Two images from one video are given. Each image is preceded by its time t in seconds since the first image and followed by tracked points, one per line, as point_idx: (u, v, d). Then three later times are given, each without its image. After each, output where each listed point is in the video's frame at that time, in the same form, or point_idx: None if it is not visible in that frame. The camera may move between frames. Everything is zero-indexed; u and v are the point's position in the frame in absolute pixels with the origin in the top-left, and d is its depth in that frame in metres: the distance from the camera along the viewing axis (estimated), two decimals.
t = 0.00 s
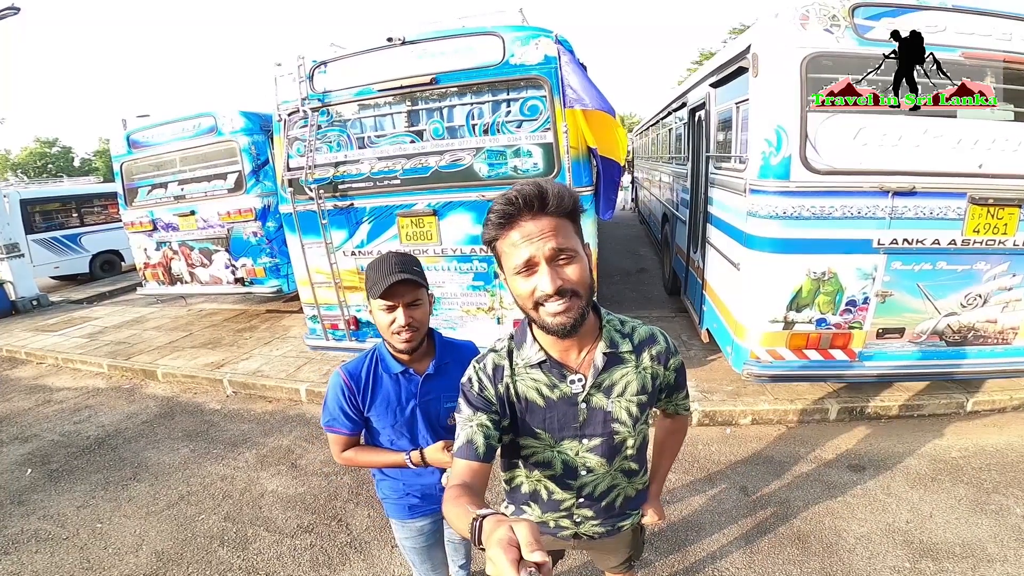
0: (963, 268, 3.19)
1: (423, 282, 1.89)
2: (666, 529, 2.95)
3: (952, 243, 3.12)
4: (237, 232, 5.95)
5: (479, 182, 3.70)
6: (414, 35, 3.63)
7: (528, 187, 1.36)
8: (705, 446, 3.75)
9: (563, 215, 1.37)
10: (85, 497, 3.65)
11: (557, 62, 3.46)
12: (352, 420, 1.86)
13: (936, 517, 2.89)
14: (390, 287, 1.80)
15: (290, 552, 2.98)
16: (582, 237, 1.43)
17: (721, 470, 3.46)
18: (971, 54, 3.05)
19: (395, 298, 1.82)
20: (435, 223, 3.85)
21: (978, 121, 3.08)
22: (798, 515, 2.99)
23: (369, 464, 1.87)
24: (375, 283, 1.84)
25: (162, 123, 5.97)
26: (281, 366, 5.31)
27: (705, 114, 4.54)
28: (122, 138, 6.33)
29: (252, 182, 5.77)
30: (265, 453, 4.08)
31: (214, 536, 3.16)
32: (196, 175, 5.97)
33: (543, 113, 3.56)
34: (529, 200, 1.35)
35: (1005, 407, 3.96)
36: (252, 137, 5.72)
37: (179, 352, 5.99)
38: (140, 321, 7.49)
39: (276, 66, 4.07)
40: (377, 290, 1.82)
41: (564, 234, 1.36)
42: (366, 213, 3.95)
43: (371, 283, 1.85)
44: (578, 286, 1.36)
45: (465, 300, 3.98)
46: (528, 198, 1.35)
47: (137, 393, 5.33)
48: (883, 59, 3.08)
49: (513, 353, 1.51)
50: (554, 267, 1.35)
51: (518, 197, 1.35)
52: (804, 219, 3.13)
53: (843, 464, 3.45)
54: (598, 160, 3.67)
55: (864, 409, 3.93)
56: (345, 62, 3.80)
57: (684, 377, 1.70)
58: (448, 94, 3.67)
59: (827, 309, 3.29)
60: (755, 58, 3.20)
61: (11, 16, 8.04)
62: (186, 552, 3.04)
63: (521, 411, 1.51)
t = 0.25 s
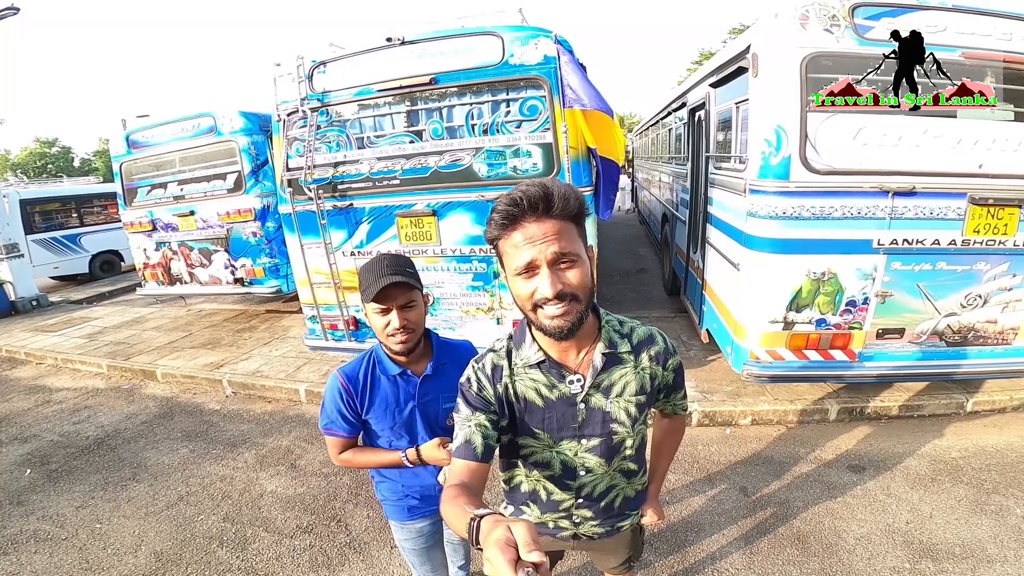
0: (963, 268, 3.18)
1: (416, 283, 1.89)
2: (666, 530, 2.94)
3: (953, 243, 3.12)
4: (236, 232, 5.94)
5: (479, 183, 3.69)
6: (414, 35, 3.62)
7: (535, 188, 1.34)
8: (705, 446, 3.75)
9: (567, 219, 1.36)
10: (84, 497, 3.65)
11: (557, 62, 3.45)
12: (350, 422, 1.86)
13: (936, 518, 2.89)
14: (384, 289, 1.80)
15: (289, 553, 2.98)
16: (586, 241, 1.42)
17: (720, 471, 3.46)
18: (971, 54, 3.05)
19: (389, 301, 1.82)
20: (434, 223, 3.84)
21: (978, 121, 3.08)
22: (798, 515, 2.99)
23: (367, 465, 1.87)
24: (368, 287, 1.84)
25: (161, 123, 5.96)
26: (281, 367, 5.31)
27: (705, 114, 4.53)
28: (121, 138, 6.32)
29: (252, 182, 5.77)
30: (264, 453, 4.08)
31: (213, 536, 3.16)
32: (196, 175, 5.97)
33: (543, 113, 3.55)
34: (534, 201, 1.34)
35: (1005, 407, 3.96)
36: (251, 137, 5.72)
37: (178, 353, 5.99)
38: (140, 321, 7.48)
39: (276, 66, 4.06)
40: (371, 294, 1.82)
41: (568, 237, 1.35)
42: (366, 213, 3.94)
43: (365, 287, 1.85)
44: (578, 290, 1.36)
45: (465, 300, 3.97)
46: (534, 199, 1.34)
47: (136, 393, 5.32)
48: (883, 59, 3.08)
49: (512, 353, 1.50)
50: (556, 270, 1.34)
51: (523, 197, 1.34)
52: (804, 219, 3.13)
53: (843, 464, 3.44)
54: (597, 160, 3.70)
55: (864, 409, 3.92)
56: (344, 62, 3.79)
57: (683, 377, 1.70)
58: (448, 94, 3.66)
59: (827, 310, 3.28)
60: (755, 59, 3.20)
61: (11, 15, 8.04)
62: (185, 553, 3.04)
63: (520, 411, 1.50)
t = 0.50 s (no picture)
0: (962, 268, 3.18)
1: (409, 284, 1.87)
2: (665, 530, 2.94)
3: (952, 243, 3.12)
4: (236, 232, 5.94)
5: (478, 183, 3.68)
6: (413, 35, 3.61)
7: (536, 189, 1.34)
8: (704, 446, 3.74)
9: (568, 220, 1.36)
10: (83, 497, 3.64)
11: (556, 62, 3.45)
12: (346, 423, 1.86)
13: (935, 518, 2.89)
14: (377, 292, 1.79)
15: (288, 553, 2.98)
16: (586, 243, 1.42)
17: (720, 471, 3.46)
18: (970, 54, 3.04)
19: (382, 303, 1.81)
20: (433, 223, 3.84)
21: (977, 121, 3.07)
22: (797, 515, 2.98)
23: (362, 466, 1.86)
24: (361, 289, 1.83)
25: (160, 123, 5.96)
26: (280, 367, 5.31)
27: (705, 114, 4.53)
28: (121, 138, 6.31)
29: (251, 182, 5.76)
30: (264, 453, 4.08)
31: (212, 537, 3.16)
32: (195, 176, 5.96)
33: (542, 113, 3.55)
34: (535, 202, 1.34)
35: (1005, 407, 3.95)
36: (251, 137, 5.72)
37: (178, 353, 5.99)
38: (139, 321, 7.48)
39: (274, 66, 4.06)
40: (364, 296, 1.81)
41: (568, 239, 1.35)
42: (365, 213, 3.94)
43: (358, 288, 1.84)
44: (578, 291, 1.36)
45: (464, 300, 3.97)
46: (534, 200, 1.33)
47: (135, 394, 5.32)
48: (882, 59, 3.07)
49: (509, 352, 1.50)
50: (556, 271, 1.34)
51: (524, 198, 1.33)
52: (803, 219, 3.12)
53: (842, 465, 3.44)
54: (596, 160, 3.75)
55: (863, 410, 3.92)
56: (343, 62, 3.79)
57: (681, 377, 1.70)
58: (447, 94, 3.66)
59: (826, 309, 3.28)
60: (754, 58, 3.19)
61: (10, 15, 8.03)
62: (184, 553, 3.03)
63: (518, 411, 1.50)
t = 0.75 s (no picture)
0: (962, 268, 3.18)
1: (405, 288, 1.86)
2: (664, 531, 2.94)
3: (952, 244, 3.11)
4: (235, 233, 5.93)
5: (477, 183, 3.68)
6: (412, 36, 3.61)
7: (538, 190, 1.34)
8: (704, 447, 3.74)
9: (570, 222, 1.36)
10: (82, 498, 3.64)
11: (556, 62, 3.45)
12: (343, 424, 1.86)
13: (935, 519, 2.88)
14: (373, 296, 1.79)
15: (287, 554, 2.97)
16: (586, 245, 1.42)
17: (719, 472, 3.46)
18: (970, 54, 3.04)
19: (377, 307, 1.81)
20: (432, 224, 3.83)
21: (977, 122, 3.07)
22: (797, 516, 2.98)
23: (358, 467, 1.86)
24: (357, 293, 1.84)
25: (160, 123, 5.96)
26: (280, 367, 5.31)
27: (704, 115, 4.52)
28: (120, 138, 6.31)
29: (251, 182, 5.76)
30: (263, 454, 4.08)
31: (211, 537, 3.16)
32: (195, 176, 5.96)
33: (541, 114, 3.55)
34: (537, 204, 1.33)
35: (1005, 407, 3.95)
36: (250, 137, 5.71)
37: (178, 353, 5.99)
38: (139, 322, 7.48)
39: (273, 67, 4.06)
40: (360, 300, 1.82)
41: (570, 241, 1.35)
42: (364, 214, 3.94)
43: (355, 292, 1.85)
44: (579, 294, 1.36)
45: (463, 301, 3.97)
46: (536, 202, 1.33)
47: (135, 394, 5.32)
48: (882, 59, 3.07)
49: (509, 354, 1.50)
50: (557, 273, 1.34)
51: (526, 200, 1.33)
52: (803, 220, 3.12)
53: (842, 466, 3.44)
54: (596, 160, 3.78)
55: (863, 410, 3.92)
56: (342, 63, 3.79)
57: (679, 378, 1.70)
58: (446, 95, 3.66)
59: (826, 310, 3.28)
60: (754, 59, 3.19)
61: (9, 15, 8.03)
62: (183, 554, 3.03)
63: (517, 413, 1.50)
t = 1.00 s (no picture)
0: (962, 269, 3.17)
1: (401, 289, 1.87)
2: (663, 531, 2.94)
3: (952, 244, 3.11)
4: (235, 233, 5.93)
5: (477, 184, 3.68)
6: (412, 36, 3.61)
7: (536, 190, 1.34)
8: (703, 448, 3.74)
9: (568, 223, 1.36)
10: (82, 498, 3.64)
11: (555, 63, 3.44)
12: (340, 426, 1.85)
13: (934, 519, 2.88)
14: (369, 298, 1.79)
15: (286, 554, 2.97)
16: (585, 245, 1.41)
17: (719, 472, 3.45)
18: (969, 54, 3.04)
19: (374, 309, 1.81)
20: (431, 224, 3.83)
21: (977, 122, 3.07)
22: (796, 517, 2.98)
23: (356, 469, 1.85)
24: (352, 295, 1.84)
25: (160, 123, 5.96)
26: (279, 368, 5.30)
27: (704, 115, 4.51)
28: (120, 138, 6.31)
29: (251, 183, 5.76)
30: (262, 454, 4.08)
31: (210, 538, 3.15)
32: (195, 176, 5.96)
33: (540, 114, 3.54)
34: (535, 204, 1.33)
35: (1004, 408, 3.95)
36: (250, 138, 5.71)
37: (177, 354, 5.99)
38: (139, 322, 7.48)
39: (273, 67, 4.06)
40: (356, 302, 1.82)
41: (568, 241, 1.34)
42: (364, 214, 3.94)
43: (351, 294, 1.85)
44: (577, 295, 1.35)
45: (462, 301, 3.97)
46: (534, 202, 1.33)
47: (135, 394, 5.32)
48: (882, 59, 3.07)
49: (507, 355, 1.50)
50: (555, 274, 1.34)
51: (525, 200, 1.33)
52: (802, 220, 3.11)
53: (842, 466, 3.43)
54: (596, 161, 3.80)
55: (863, 411, 3.92)
56: (342, 63, 3.78)
57: (678, 380, 1.69)
58: (446, 95, 3.66)
59: (825, 311, 3.27)
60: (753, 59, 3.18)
61: (9, 16, 8.04)
62: (182, 554, 3.03)
63: (515, 413, 1.50)
